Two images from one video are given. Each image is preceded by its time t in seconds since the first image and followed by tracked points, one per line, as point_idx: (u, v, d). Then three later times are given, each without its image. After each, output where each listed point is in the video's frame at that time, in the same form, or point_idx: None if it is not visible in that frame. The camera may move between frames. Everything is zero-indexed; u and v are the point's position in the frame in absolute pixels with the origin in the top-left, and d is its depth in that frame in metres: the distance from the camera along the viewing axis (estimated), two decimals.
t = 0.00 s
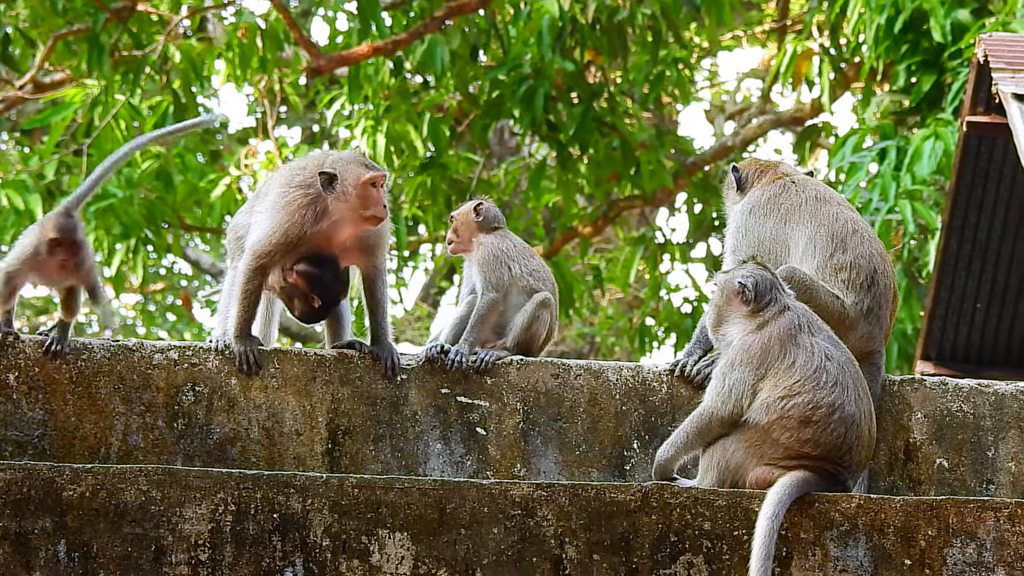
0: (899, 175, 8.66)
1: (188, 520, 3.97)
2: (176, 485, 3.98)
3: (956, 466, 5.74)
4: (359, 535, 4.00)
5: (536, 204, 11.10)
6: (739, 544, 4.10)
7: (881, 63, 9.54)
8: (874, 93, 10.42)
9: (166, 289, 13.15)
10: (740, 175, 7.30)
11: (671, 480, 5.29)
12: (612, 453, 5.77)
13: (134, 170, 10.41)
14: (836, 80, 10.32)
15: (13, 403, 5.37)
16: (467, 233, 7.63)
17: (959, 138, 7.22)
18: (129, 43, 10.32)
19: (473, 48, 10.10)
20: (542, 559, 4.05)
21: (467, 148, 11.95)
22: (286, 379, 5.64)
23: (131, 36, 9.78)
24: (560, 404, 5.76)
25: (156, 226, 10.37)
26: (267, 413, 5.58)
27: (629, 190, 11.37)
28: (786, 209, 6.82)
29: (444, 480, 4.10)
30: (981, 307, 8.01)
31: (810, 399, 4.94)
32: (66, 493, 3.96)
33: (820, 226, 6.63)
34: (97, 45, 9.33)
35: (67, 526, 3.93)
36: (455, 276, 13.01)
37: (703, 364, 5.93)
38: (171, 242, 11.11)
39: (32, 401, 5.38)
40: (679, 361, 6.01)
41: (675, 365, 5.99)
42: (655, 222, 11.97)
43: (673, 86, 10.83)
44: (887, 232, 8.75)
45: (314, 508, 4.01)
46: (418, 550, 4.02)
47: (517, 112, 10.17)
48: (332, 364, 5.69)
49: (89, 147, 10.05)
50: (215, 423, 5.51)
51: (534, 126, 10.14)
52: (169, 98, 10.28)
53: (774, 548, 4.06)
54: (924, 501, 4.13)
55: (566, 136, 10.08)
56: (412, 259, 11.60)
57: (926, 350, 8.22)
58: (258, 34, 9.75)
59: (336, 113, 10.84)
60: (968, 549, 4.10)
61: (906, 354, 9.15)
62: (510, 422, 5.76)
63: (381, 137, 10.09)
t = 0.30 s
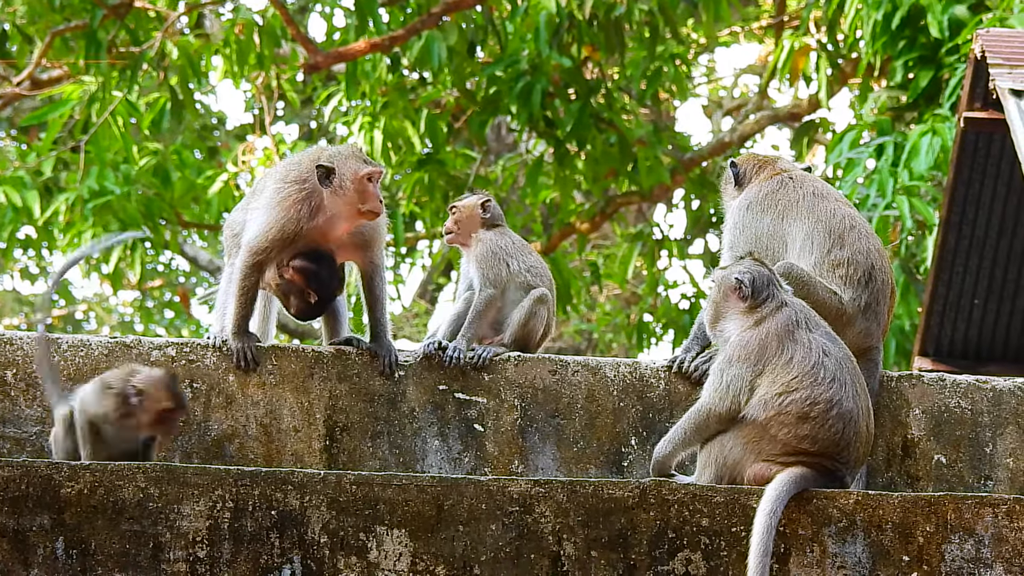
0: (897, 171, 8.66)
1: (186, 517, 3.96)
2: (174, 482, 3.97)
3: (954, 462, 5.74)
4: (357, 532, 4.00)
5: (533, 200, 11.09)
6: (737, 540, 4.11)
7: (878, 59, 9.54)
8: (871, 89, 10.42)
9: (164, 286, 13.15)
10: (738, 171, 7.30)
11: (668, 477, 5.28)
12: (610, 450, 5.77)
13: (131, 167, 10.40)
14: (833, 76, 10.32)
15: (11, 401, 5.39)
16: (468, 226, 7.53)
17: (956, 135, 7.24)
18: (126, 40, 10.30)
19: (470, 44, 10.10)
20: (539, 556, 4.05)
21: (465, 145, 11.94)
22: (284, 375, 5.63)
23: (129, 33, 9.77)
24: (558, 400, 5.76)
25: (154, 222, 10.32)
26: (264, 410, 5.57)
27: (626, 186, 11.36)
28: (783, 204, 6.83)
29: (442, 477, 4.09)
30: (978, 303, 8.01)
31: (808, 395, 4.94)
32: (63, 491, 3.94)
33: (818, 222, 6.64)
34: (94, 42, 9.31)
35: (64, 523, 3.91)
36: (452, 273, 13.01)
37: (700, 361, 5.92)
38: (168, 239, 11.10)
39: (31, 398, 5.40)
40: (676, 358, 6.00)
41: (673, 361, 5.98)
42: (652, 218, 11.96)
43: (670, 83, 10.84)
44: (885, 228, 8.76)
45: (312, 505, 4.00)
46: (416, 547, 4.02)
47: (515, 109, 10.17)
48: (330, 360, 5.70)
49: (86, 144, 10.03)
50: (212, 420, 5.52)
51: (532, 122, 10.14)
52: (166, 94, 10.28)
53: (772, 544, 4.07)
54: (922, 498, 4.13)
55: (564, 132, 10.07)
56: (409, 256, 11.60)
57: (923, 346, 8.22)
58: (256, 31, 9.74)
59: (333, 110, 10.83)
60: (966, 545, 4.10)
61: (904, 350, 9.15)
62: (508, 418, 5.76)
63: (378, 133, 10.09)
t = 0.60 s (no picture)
0: (897, 171, 8.66)
1: (185, 516, 3.95)
2: (173, 480, 3.97)
3: (953, 462, 5.74)
4: (356, 530, 3.99)
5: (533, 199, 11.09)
6: (735, 540, 4.10)
7: (878, 60, 9.54)
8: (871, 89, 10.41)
9: (163, 285, 13.14)
10: (739, 170, 7.30)
11: (667, 476, 5.28)
12: (609, 449, 5.77)
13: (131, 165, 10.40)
14: (833, 76, 10.32)
15: (10, 399, 5.38)
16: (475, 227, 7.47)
17: (956, 135, 7.23)
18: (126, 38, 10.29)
19: (470, 43, 10.10)
20: (538, 555, 4.04)
21: (464, 144, 11.94)
22: (284, 374, 5.63)
23: (129, 32, 9.76)
24: (557, 400, 5.76)
25: (153, 220, 10.32)
26: (263, 408, 5.57)
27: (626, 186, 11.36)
28: (783, 204, 6.83)
29: (441, 475, 4.08)
30: (978, 304, 8.01)
31: (807, 395, 4.94)
32: (63, 489, 3.93)
33: (818, 222, 6.64)
34: (94, 40, 9.30)
35: (63, 521, 3.90)
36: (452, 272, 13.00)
37: (700, 360, 5.91)
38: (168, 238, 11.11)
39: (30, 396, 5.39)
40: (675, 357, 5.98)
41: (672, 360, 5.96)
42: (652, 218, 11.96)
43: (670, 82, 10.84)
44: (884, 228, 8.76)
45: (311, 504, 4.00)
46: (415, 545, 4.01)
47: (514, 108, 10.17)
48: (329, 359, 5.70)
49: (86, 142, 10.04)
50: (212, 418, 5.53)
51: (531, 122, 10.14)
52: (166, 93, 10.28)
53: (771, 544, 4.07)
54: (921, 498, 4.13)
55: (564, 131, 10.07)
56: (409, 255, 11.60)
57: (922, 347, 8.21)
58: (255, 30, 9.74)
59: (332, 109, 10.83)
60: (965, 545, 4.10)
61: (903, 351, 9.14)
62: (507, 418, 5.76)
63: (378, 132, 10.10)
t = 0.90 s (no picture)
0: (897, 171, 8.66)
1: (185, 515, 3.95)
2: (173, 480, 3.96)
3: (953, 462, 5.74)
4: (357, 530, 3.99)
5: (533, 200, 11.09)
6: (735, 539, 4.11)
7: (878, 60, 9.54)
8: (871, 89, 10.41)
9: (163, 285, 13.15)
10: (739, 170, 7.31)
11: (667, 476, 5.28)
12: (609, 449, 5.77)
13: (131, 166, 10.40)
14: (834, 76, 10.33)
15: (10, 399, 5.38)
16: (475, 231, 7.45)
17: (956, 135, 7.22)
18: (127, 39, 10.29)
19: (470, 43, 10.10)
20: (538, 555, 4.04)
21: (464, 144, 11.95)
22: (284, 374, 5.63)
23: (130, 32, 9.76)
24: (557, 399, 5.77)
25: (154, 220, 10.33)
26: (264, 408, 5.57)
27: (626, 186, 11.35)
28: (783, 205, 6.83)
29: (441, 475, 4.08)
30: (978, 304, 8.01)
31: (808, 395, 4.94)
32: (63, 489, 3.92)
33: (818, 222, 6.64)
34: (94, 41, 9.30)
35: (63, 521, 3.90)
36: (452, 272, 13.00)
37: (700, 360, 5.91)
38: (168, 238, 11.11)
39: (30, 396, 5.40)
40: (675, 356, 5.97)
41: (672, 360, 5.95)
42: (652, 217, 11.96)
43: (670, 82, 10.84)
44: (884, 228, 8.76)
45: (311, 503, 3.99)
46: (415, 545, 4.01)
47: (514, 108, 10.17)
48: (329, 359, 5.70)
49: (86, 142, 10.05)
50: (212, 418, 5.52)
51: (531, 122, 10.15)
52: (166, 93, 10.28)
53: (771, 544, 4.07)
54: (921, 498, 4.13)
55: (564, 131, 10.08)
56: (409, 255, 11.61)
57: (922, 346, 8.22)
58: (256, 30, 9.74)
59: (332, 109, 10.84)
60: (965, 545, 4.09)
61: (903, 351, 9.14)
62: (507, 418, 5.76)
63: (379, 132, 10.11)
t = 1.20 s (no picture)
0: (897, 173, 8.66)
1: (185, 517, 3.93)
2: (173, 482, 3.95)
3: (953, 464, 5.74)
4: (357, 532, 3.97)
5: (533, 201, 11.09)
6: (736, 542, 4.10)
7: (878, 61, 9.54)
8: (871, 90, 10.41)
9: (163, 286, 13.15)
10: (739, 171, 7.30)
11: (668, 478, 5.28)
12: (609, 451, 5.77)
13: (130, 167, 10.40)
14: (834, 77, 10.33)
15: (10, 400, 5.37)
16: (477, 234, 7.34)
17: (956, 137, 7.22)
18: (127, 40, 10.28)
19: (470, 45, 10.10)
20: (539, 557, 4.03)
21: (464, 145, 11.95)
22: (284, 376, 5.64)
23: (129, 33, 9.75)
24: (557, 401, 5.76)
25: (154, 222, 10.33)
26: (264, 410, 5.57)
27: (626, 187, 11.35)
28: (783, 206, 6.82)
29: (441, 477, 4.07)
30: (978, 305, 8.02)
31: (808, 397, 4.94)
32: (63, 491, 3.91)
33: (818, 223, 6.64)
34: (94, 42, 9.30)
35: (63, 523, 3.89)
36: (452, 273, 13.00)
37: (700, 362, 5.93)
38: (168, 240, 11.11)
39: (30, 398, 5.38)
40: (675, 358, 6.00)
41: (672, 362, 5.98)
42: (652, 219, 11.97)
43: (670, 83, 10.84)
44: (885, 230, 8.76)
45: (311, 505, 3.98)
46: (415, 547, 4.00)
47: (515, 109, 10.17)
48: (329, 360, 5.71)
49: (86, 144, 10.05)
50: (212, 420, 5.51)
51: (531, 124, 10.15)
52: (166, 94, 10.28)
53: (771, 546, 4.07)
54: (921, 499, 4.12)
55: (563, 133, 10.08)
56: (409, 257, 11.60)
57: (923, 348, 8.26)
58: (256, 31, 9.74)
59: (332, 110, 10.85)
60: (965, 547, 4.09)
61: (903, 352, 9.14)
62: (507, 419, 5.76)
63: (378, 134, 10.11)
